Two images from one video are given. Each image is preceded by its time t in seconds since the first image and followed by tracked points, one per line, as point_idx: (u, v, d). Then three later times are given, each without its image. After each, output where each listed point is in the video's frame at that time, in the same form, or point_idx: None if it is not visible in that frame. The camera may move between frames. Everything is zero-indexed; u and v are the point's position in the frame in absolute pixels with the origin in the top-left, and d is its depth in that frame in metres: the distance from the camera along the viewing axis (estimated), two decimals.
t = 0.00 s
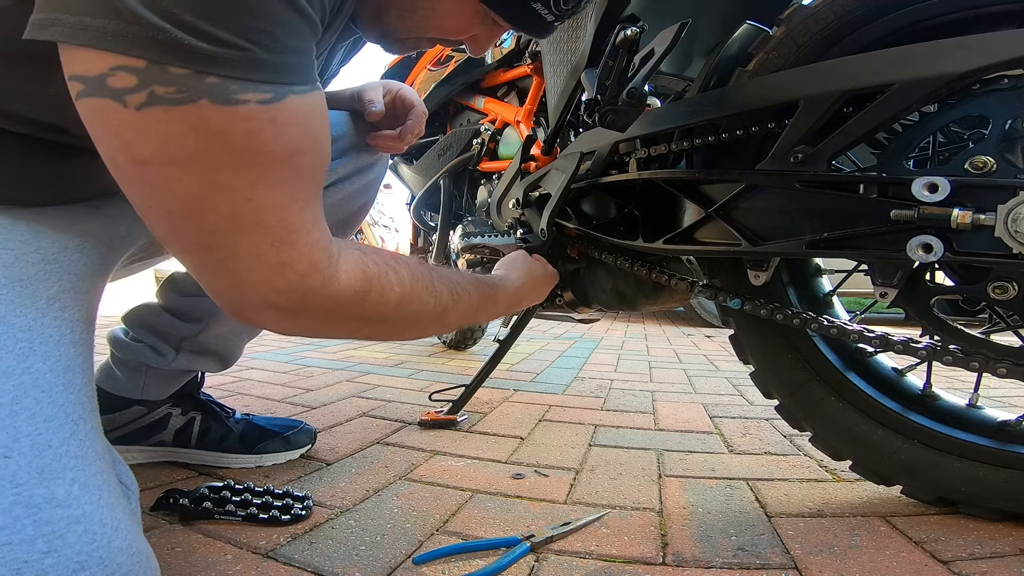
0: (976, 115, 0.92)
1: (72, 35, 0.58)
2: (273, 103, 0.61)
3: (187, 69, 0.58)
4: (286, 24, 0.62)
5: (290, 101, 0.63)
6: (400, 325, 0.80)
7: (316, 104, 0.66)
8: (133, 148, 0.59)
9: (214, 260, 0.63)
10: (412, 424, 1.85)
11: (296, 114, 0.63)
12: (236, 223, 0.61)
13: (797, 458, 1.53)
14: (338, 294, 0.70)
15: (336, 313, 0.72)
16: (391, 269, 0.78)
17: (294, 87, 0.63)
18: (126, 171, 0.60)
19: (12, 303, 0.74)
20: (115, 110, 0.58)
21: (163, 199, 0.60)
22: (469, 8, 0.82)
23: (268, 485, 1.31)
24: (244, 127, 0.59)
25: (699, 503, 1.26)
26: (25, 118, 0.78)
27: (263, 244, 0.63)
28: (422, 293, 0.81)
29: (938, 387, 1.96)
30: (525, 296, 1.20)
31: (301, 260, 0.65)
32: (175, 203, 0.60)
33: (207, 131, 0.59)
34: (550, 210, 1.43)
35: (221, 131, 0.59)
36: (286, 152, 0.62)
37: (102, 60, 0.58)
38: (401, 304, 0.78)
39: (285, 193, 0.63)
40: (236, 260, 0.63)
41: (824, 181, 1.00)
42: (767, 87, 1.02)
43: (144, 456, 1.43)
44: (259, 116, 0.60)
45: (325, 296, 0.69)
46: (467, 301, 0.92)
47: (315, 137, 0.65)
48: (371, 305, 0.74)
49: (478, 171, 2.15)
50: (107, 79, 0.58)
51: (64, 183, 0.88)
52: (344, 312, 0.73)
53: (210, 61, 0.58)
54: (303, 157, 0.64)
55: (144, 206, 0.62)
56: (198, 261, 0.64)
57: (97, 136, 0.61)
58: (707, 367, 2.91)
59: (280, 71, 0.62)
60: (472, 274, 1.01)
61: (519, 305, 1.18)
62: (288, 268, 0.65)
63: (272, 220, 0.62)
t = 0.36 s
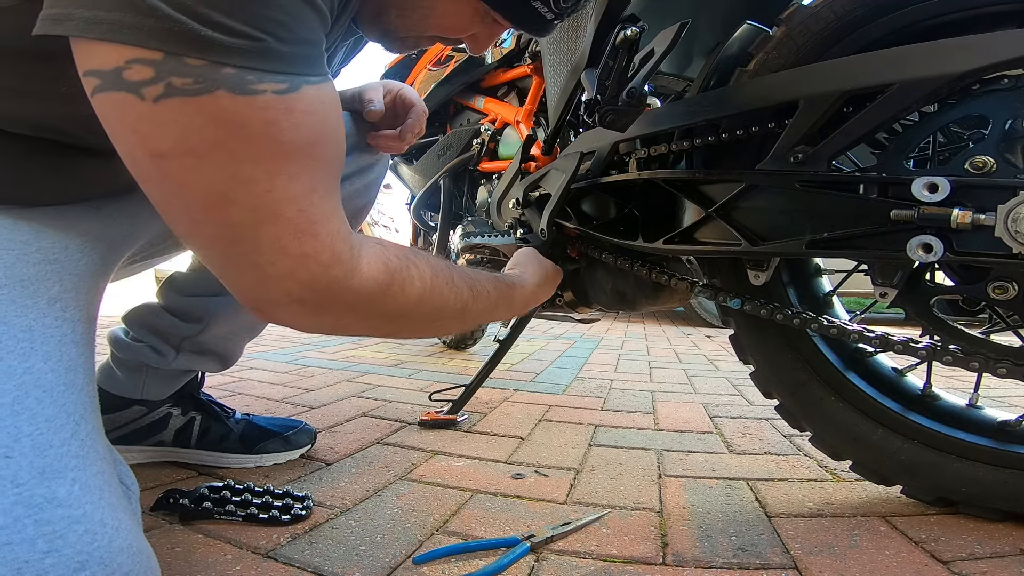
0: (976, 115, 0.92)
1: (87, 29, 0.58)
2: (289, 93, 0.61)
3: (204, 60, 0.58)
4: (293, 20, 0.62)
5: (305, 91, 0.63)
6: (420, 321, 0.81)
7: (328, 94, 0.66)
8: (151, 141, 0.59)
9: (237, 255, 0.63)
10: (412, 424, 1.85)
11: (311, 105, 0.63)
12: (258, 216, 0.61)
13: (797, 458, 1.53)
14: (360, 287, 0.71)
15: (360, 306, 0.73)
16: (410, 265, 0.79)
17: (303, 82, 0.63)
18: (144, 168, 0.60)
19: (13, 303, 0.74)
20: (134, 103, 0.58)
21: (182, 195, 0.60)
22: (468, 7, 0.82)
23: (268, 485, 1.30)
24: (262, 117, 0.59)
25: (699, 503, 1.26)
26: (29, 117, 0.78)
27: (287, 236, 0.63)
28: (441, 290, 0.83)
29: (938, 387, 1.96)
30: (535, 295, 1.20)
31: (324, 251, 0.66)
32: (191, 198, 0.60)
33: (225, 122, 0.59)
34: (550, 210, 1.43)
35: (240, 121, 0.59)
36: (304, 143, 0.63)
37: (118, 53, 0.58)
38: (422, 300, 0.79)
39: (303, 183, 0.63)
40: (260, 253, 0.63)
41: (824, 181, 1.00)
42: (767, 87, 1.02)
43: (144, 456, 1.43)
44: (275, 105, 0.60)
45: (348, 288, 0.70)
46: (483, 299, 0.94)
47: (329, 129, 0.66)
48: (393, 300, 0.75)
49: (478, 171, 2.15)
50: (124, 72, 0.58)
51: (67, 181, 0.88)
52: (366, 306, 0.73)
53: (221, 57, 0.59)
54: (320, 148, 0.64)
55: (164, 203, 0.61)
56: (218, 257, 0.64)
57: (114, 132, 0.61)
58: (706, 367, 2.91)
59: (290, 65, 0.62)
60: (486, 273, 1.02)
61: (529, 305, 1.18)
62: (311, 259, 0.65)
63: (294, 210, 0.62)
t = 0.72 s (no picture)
0: (976, 115, 0.92)
1: (96, 28, 0.58)
2: (298, 93, 0.61)
3: (213, 60, 0.58)
4: (300, 19, 0.62)
5: (314, 91, 0.63)
6: (426, 322, 0.82)
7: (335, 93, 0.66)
8: (160, 137, 0.59)
9: (248, 254, 0.63)
10: (412, 424, 1.85)
11: (320, 104, 0.63)
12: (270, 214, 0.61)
13: (797, 458, 1.53)
14: (368, 287, 0.71)
15: (368, 306, 0.73)
16: (418, 266, 0.80)
17: (312, 81, 0.63)
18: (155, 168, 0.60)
19: (14, 303, 0.74)
20: (143, 103, 0.58)
21: (192, 195, 0.60)
22: (469, 8, 0.82)
23: (268, 485, 1.31)
24: (271, 118, 0.59)
25: (699, 503, 1.26)
26: (32, 117, 0.78)
27: (298, 235, 0.63)
28: (446, 291, 0.83)
29: (938, 387, 1.96)
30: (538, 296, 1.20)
31: (333, 249, 0.66)
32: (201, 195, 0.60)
33: (235, 123, 0.59)
34: (550, 210, 1.43)
35: (249, 121, 0.59)
36: (313, 142, 0.63)
37: (127, 52, 0.58)
38: (427, 301, 0.80)
39: (313, 182, 0.63)
40: (271, 252, 0.63)
41: (824, 181, 1.00)
42: (767, 87, 1.02)
43: (144, 456, 1.43)
44: (283, 105, 0.60)
45: (356, 287, 0.70)
46: (488, 301, 0.94)
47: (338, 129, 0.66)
48: (400, 300, 0.76)
49: (478, 171, 2.15)
50: (133, 72, 0.58)
51: (70, 181, 0.88)
52: (373, 305, 0.73)
53: (229, 55, 0.59)
54: (329, 147, 0.64)
55: (173, 203, 0.62)
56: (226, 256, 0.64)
57: (123, 132, 0.61)
58: (707, 367, 2.91)
59: (297, 64, 0.62)
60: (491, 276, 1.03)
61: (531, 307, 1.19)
62: (321, 258, 0.65)
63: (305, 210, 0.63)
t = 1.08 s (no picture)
0: (976, 116, 0.92)
1: (100, 24, 0.58)
2: (302, 84, 0.61)
3: (218, 53, 0.58)
4: (303, 12, 0.63)
5: (318, 82, 0.63)
6: (434, 313, 0.82)
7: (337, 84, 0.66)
8: (164, 131, 0.59)
9: (255, 247, 0.63)
10: (413, 424, 1.85)
11: (323, 95, 0.63)
12: (277, 205, 0.61)
13: (796, 458, 1.53)
14: (377, 278, 0.71)
15: (377, 297, 0.73)
16: (425, 258, 0.80)
17: (315, 74, 0.63)
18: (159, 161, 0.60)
19: (14, 303, 0.74)
20: (148, 97, 0.58)
21: (198, 188, 0.60)
22: (466, 6, 0.82)
23: (268, 485, 1.31)
24: (275, 109, 0.59)
25: (699, 503, 1.26)
26: (33, 115, 0.78)
27: (305, 227, 0.63)
28: (454, 283, 0.83)
29: (938, 387, 1.96)
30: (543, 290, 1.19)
31: (340, 241, 0.66)
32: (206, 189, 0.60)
33: (239, 114, 0.58)
34: (550, 210, 1.43)
35: (254, 113, 0.59)
36: (316, 134, 0.62)
37: (132, 48, 0.58)
38: (435, 292, 0.80)
39: (319, 174, 0.63)
40: (278, 244, 0.63)
41: (824, 181, 1.00)
42: (767, 87, 1.02)
43: (144, 457, 1.43)
44: (287, 97, 0.60)
45: (364, 279, 0.70)
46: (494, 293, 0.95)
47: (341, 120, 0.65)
48: (408, 292, 0.76)
49: (478, 171, 2.14)
50: (139, 66, 0.58)
51: (70, 179, 0.88)
52: (382, 297, 0.74)
53: (233, 52, 0.59)
54: (333, 138, 0.64)
55: (180, 196, 0.62)
56: (234, 250, 0.64)
57: (127, 127, 0.61)
58: (707, 367, 2.91)
59: (300, 56, 0.62)
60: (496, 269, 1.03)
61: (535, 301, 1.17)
62: (329, 250, 0.65)
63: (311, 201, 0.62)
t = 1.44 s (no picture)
0: (976, 115, 0.92)
1: (108, 17, 0.58)
2: (311, 71, 0.61)
3: (228, 40, 0.58)
4: None
5: (324, 71, 0.63)
6: (450, 303, 0.82)
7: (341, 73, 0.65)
8: (173, 119, 0.59)
9: (269, 237, 0.63)
10: (413, 423, 1.85)
11: (329, 83, 0.63)
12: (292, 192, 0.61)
13: (797, 458, 1.53)
14: (394, 266, 0.71)
15: (395, 286, 0.73)
16: (440, 247, 0.80)
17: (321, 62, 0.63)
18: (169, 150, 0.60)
19: (12, 303, 0.74)
20: (159, 86, 0.58)
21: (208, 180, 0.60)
22: (463, 4, 0.81)
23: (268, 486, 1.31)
24: (286, 95, 0.59)
25: (699, 503, 1.26)
26: (34, 112, 0.77)
27: (320, 214, 0.63)
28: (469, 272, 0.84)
29: (938, 387, 1.96)
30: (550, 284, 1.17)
31: (356, 228, 0.66)
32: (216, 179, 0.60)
33: (251, 100, 0.58)
34: (550, 210, 1.43)
35: (266, 99, 0.59)
36: (326, 121, 0.62)
37: (140, 37, 0.58)
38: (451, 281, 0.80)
39: (332, 160, 0.63)
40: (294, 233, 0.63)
41: (824, 181, 1.00)
42: (767, 87, 1.02)
43: (144, 457, 1.43)
44: (298, 82, 0.60)
45: (382, 266, 0.70)
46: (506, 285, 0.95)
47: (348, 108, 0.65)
48: (425, 281, 0.76)
49: (478, 171, 2.14)
50: (148, 55, 0.58)
51: (67, 179, 0.88)
52: (399, 286, 0.73)
53: (240, 45, 0.59)
54: (343, 124, 0.64)
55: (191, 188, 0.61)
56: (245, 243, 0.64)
57: (136, 117, 0.61)
58: (706, 367, 2.91)
59: (308, 43, 0.62)
60: (506, 261, 1.03)
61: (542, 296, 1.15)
62: (345, 237, 0.65)
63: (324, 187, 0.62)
